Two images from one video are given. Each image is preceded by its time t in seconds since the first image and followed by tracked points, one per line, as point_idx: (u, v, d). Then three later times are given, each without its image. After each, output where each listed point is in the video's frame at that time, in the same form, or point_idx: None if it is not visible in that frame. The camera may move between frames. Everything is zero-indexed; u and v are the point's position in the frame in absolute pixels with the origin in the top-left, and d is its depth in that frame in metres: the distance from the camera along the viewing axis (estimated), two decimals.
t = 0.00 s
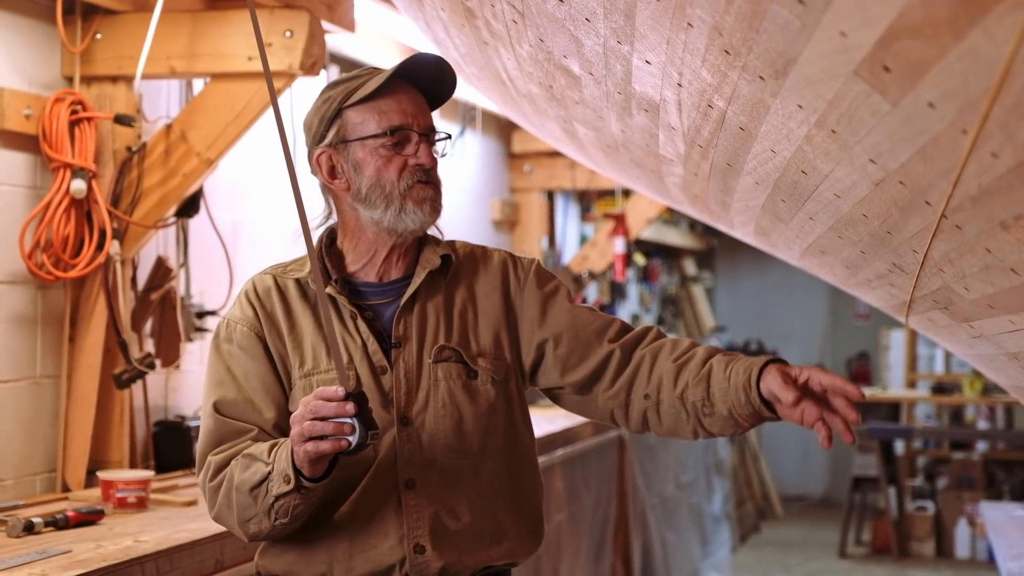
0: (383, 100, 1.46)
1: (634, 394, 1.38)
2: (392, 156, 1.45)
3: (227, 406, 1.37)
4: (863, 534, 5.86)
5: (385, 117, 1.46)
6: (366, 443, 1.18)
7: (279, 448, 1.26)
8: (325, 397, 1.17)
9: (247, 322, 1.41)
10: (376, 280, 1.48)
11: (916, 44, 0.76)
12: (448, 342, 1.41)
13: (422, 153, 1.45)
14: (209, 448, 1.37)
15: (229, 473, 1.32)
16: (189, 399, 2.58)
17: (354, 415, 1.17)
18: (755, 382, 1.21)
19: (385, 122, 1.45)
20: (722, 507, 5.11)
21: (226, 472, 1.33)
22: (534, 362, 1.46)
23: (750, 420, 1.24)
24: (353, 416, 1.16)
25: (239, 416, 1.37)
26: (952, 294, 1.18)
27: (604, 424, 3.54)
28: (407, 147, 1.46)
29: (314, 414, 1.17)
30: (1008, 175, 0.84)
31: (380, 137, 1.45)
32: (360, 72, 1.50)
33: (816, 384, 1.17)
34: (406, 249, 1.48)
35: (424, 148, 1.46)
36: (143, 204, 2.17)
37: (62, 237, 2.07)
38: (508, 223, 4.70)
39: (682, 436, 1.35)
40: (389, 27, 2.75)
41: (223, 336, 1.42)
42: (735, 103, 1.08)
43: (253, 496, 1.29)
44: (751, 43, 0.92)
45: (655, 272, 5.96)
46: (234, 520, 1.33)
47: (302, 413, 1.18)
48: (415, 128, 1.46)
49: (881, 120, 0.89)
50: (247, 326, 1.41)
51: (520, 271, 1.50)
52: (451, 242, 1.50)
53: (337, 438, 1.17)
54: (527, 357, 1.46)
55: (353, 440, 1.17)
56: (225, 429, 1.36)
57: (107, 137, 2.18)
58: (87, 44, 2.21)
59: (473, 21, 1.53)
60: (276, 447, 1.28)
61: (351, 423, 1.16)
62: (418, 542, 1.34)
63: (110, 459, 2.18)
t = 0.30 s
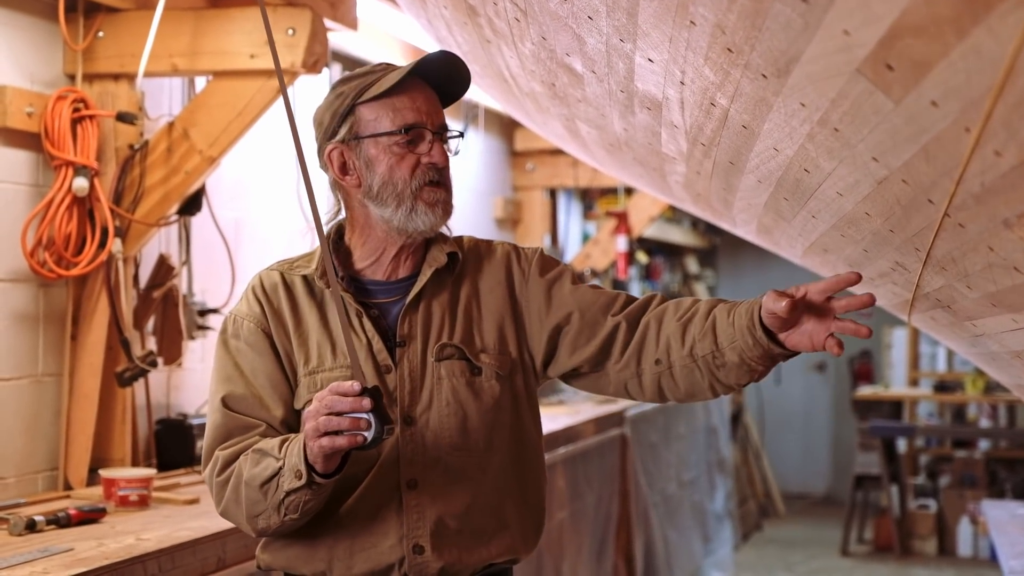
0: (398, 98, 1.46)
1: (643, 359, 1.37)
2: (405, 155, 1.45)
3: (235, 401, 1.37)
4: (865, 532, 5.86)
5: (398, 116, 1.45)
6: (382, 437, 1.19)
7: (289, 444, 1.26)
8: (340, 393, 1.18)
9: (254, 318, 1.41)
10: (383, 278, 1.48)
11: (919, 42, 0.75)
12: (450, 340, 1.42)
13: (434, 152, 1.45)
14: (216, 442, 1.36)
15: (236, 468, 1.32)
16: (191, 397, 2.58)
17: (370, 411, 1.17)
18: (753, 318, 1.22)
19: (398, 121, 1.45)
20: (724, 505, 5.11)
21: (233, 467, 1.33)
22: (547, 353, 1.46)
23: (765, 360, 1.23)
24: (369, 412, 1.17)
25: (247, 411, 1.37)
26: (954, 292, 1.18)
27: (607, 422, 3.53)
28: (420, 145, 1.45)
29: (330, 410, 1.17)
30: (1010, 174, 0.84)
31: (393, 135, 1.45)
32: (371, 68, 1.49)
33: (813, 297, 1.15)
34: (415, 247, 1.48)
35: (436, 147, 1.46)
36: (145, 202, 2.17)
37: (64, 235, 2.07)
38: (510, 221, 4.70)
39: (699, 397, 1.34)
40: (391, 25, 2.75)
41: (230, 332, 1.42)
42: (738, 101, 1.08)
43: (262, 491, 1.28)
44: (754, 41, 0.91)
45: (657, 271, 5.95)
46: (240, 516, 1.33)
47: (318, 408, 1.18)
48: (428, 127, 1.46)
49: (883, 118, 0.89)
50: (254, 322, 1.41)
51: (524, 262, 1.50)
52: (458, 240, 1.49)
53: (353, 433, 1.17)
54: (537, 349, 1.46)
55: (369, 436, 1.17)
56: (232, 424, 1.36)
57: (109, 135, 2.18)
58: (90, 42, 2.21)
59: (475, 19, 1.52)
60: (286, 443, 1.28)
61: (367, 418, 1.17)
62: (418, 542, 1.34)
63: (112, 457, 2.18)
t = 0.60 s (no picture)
0: (403, 95, 1.46)
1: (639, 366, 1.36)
2: (410, 152, 1.45)
3: (237, 402, 1.37)
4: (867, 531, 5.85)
5: (404, 114, 1.45)
6: (384, 437, 1.19)
7: (292, 444, 1.26)
8: (342, 392, 1.19)
9: (258, 319, 1.41)
10: (388, 278, 1.48)
11: (919, 42, 0.75)
12: (456, 342, 1.42)
13: (439, 149, 1.45)
14: (221, 441, 1.37)
15: (240, 469, 1.32)
16: (192, 397, 2.58)
17: (373, 410, 1.17)
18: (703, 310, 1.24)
19: (403, 118, 1.45)
20: (725, 503, 5.11)
21: (238, 468, 1.33)
22: (552, 359, 1.45)
23: (727, 351, 1.25)
24: (372, 411, 1.17)
25: (250, 412, 1.37)
26: (956, 292, 1.18)
27: (608, 421, 3.53)
28: (425, 142, 1.45)
29: (333, 409, 1.17)
30: (1011, 174, 0.84)
31: (398, 133, 1.45)
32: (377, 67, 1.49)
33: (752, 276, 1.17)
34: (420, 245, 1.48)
35: (442, 144, 1.45)
36: (146, 201, 2.17)
37: (65, 234, 2.07)
38: (512, 220, 4.70)
39: (691, 402, 1.33)
40: (392, 24, 2.74)
41: (234, 332, 1.41)
42: (738, 101, 1.08)
43: (265, 492, 1.28)
44: (754, 41, 0.91)
45: (658, 269, 5.94)
46: (244, 516, 1.33)
47: (321, 407, 1.18)
48: (433, 125, 1.46)
49: (884, 118, 0.89)
50: (258, 323, 1.41)
51: (532, 265, 1.49)
52: (465, 242, 1.49)
53: (356, 432, 1.18)
54: (543, 354, 1.46)
55: (372, 435, 1.17)
56: (236, 425, 1.36)
57: (110, 134, 2.18)
58: (91, 41, 2.21)
59: (477, 18, 1.52)
60: (289, 443, 1.28)
61: (369, 417, 1.17)
62: (422, 544, 1.34)
63: (113, 456, 2.18)
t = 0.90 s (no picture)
0: (406, 93, 1.46)
1: (648, 384, 1.35)
2: (410, 149, 1.44)
3: (236, 403, 1.36)
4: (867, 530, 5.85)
5: (405, 111, 1.45)
6: (388, 436, 1.19)
7: (294, 444, 1.26)
8: (346, 391, 1.18)
9: (257, 319, 1.41)
10: (386, 277, 1.48)
11: (918, 42, 0.75)
12: (456, 341, 1.41)
13: (439, 146, 1.45)
14: (220, 442, 1.36)
15: (242, 470, 1.32)
16: (192, 397, 2.58)
17: (377, 409, 1.17)
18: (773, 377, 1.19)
19: (404, 116, 1.45)
20: (726, 503, 5.11)
21: (238, 469, 1.33)
22: (548, 359, 1.45)
23: (777, 416, 1.22)
24: (376, 410, 1.17)
25: (249, 413, 1.37)
26: (955, 292, 1.18)
27: (608, 420, 3.52)
28: (426, 139, 1.45)
29: (337, 409, 1.17)
30: (1009, 174, 0.84)
31: (399, 130, 1.45)
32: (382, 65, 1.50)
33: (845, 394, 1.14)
34: (418, 241, 1.47)
35: (442, 142, 1.45)
36: (145, 201, 2.17)
37: (64, 234, 2.07)
38: (512, 220, 4.69)
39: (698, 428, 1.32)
40: (392, 24, 2.74)
41: (232, 333, 1.41)
42: (738, 101, 1.07)
43: (267, 493, 1.28)
44: (753, 41, 0.91)
45: (658, 269, 5.93)
46: (245, 517, 1.33)
47: (325, 407, 1.18)
48: (435, 122, 1.45)
49: (883, 118, 0.89)
50: (256, 324, 1.40)
51: (530, 266, 1.49)
52: (465, 242, 1.49)
53: (360, 432, 1.18)
54: (540, 354, 1.46)
55: (376, 434, 1.17)
56: (235, 426, 1.36)
57: (110, 134, 2.18)
58: (90, 41, 2.21)
59: (476, 18, 1.52)
60: (290, 444, 1.28)
61: (374, 417, 1.17)
62: (424, 544, 1.34)
63: (112, 456, 2.18)
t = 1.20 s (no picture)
0: (413, 95, 1.46)
1: (656, 397, 1.36)
2: (417, 151, 1.45)
3: (238, 403, 1.36)
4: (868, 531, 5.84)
5: (411, 113, 1.45)
6: (396, 436, 1.19)
7: (300, 444, 1.26)
8: (354, 391, 1.18)
9: (259, 319, 1.41)
10: (390, 279, 1.48)
11: (918, 42, 0.75)
12: (460, 344, 1.41)
13: (446, 149, 1.45)
14: (221, 442, 1.36)
15: (244, 469, 1.32)
16: (192, 399, 2.58)
17: (385, 409, 1.17)
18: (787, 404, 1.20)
19: (410, 117, 1.45)
20: (726, 504, 5.10)
21: (241, 469, 1.33)
22: (552, 361, 1.45)
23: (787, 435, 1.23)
24: (384, 410, 1.17)
25: (251, 414, 1.37)
26: (955, 292, 1.18)
27: (608, 422, 3.52)
28: (432, 142, 1.45)
29: (345, 408, 1.17)
30: (1010, 174, 0.84)
31: (405, 132, 1.45)
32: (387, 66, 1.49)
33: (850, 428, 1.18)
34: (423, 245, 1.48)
35: (448, 144, 1.46)
36: (145, 203, 2.17)
37: (64, 236, 2.07)
38: (512, 221, 4.69)
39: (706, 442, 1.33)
40: (391, 25, 2.74)
41: (234, 332, 1.41)
42: (737, 101, 1.07)
43: (272, 493, 1.28)
44: (753, 42, 0.91)
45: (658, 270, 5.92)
46: (247, 518, 1.32)
47: (333, 407, 1.18)
48: (441, 124, 1.46)
49: (883, 118, 0.89)
50: (259, 324, 1.40)
51: (533, 269, 1.50)
52: (469, 244, 1.49)
53: (368, 432, 1.18)
54: (542, 356, 1.46)
55: (384, 434, 1.17)
56: (237, 426, 1.36)
57: (109, 135, 2.18)
58: (89, 43, 2.21)
59: (475, 19, 1.52)
60: (295, 444, 1.28)
61: (382, 416, 1.17)
62: (427, 546, 1.34)
63: (113, 458, 2.18)
